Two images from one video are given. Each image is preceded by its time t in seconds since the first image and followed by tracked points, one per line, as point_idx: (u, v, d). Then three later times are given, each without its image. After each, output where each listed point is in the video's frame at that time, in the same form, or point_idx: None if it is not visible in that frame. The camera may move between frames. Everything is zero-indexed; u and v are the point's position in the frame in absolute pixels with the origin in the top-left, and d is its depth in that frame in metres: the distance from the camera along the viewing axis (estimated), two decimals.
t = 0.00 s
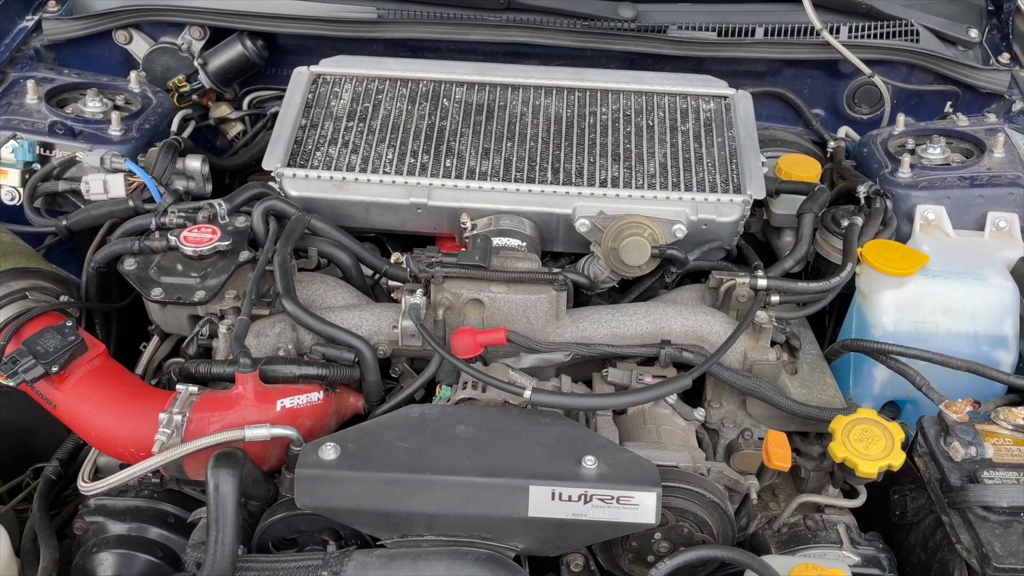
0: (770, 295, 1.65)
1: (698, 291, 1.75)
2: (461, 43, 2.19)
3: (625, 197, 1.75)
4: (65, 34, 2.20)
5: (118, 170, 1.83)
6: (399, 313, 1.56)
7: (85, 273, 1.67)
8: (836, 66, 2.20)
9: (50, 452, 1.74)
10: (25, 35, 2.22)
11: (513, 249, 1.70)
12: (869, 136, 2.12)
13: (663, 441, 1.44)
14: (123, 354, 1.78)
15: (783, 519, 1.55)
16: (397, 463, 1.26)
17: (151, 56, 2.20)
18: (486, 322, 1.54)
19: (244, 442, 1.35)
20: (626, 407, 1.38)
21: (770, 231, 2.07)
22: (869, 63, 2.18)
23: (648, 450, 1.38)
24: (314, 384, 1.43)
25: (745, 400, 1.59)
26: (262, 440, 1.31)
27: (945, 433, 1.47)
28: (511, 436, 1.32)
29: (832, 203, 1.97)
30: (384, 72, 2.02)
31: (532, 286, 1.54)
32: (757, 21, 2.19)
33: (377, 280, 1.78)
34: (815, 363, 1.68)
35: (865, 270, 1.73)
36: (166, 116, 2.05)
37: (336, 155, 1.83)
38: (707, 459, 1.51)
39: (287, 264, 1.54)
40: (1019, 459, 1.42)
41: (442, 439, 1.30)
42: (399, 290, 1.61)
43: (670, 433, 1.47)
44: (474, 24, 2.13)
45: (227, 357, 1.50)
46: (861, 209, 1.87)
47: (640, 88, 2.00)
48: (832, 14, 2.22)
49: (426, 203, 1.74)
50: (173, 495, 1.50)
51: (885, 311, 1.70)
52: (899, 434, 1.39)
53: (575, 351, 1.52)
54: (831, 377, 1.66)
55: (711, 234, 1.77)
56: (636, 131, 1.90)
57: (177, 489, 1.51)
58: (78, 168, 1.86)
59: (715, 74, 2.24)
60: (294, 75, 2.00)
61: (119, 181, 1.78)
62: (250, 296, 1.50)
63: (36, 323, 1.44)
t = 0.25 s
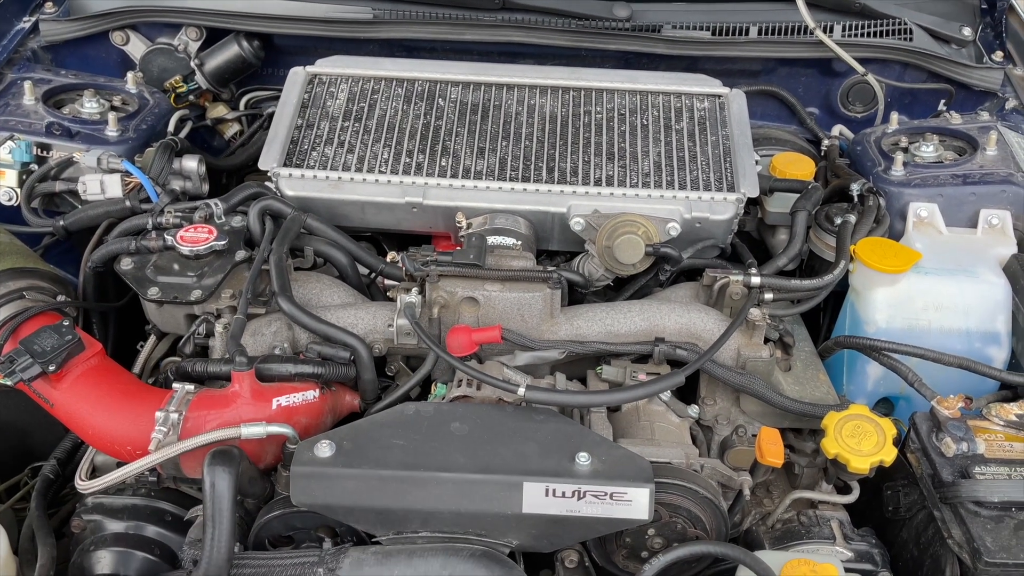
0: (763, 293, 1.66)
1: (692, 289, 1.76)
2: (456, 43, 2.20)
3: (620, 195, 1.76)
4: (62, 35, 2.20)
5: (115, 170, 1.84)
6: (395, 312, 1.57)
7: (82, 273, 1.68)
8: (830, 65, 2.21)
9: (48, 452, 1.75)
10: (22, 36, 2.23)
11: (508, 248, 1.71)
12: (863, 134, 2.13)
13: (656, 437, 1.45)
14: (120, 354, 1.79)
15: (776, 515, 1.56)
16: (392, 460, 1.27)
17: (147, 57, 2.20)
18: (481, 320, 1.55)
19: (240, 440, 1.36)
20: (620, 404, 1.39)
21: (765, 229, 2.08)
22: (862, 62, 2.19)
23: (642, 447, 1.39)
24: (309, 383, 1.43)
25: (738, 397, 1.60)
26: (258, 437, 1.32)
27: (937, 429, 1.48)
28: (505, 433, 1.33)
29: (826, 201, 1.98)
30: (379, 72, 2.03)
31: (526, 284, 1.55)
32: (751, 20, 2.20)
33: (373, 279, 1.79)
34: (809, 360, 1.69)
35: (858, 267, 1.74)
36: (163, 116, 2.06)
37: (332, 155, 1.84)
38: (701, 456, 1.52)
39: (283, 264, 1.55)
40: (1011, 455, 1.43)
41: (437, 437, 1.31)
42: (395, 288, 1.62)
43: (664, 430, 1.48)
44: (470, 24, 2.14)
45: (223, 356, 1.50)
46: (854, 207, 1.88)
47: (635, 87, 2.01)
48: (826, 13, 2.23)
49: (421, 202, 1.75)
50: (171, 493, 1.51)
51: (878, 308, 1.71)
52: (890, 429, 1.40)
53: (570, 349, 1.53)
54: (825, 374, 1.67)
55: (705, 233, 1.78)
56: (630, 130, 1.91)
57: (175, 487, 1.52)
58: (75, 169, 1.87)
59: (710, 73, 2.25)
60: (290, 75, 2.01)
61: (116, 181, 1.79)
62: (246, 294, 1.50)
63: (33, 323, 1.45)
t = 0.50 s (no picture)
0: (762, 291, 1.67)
1: (691, 287, 1.76)
2: (455, 43, 2.20)
3: (619, 194, 1.77)
4: (62, 37, 2.21)
5: (116, 171, 1.85)
6: (395, 311, 1.57)
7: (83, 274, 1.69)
8: (828, 64, 2.22)
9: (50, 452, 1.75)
10: (22, 38, 2.24)
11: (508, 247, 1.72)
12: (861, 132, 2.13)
13: (656, 435, 1.46)
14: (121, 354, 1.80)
15: (776, 512, 1.57)
16: (393, 459, 1.28)
17: (147, 58, 2.20)
18: (481, 319, 1.56)
19: (242, 439, 1.36)
20: (619, 402, 1.39)
21: (764, 228, 2.08)
22: (860, 60, 2.20)
23: (642, 444, 1.40)
24: (310, 382, 1.44)
25: (738, 395, 1.61)
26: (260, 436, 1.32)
27: (936, 426, 1.49)
28: (506, 431, 1.33)
29: (824, 199, 1.99)
30: (379, 73, 2.03)
31: (526, 283, 1.56)
32: (749, 19, 2.21)
33: (373, 278, 1.80)
34: (808, 357, 1.70)
35: (856, 265, 1.74)
36: (164, 117, 2.07)
37: (332, 155, 1.84)
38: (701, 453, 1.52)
39: (284, 263, 1.56)
40: (1008, 451, 1.44)
41: (437, 435, 1.32)
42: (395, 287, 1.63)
43: (664, 428, 1.48)
44: (468, 24, 2.15)
45: (225, 355, 1.51)
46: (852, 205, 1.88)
47: (633, 86, 2.02)
48: (823, 12, 2.24)
49: (421, 202, 1.76)
50: (173, 493, 1.51)
51: (876, 306, 1.72)
52: (889, 426, 1.41)
53: (569, 347, 1.54)
54: (823, 371, 1.68)
55: (704, 231, 1.79)
56: (629, 129, 1.92)
57: (176, 486, 1.52)
58: (76, 169, 1.88)
59: (708, 72, 2.25)
60: (290, 75, 2.01)
61: (116, 182, 1.80)
62: (246, 294, 1.51)
63: (35, 323, 1.46)
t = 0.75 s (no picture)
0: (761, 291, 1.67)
1: (690, 287, 1.77)
2: (455, 44, 2.20)
3: (618, 195, 1.77)
4: (62, 39, 2.22)
5: (115, 173, 1.85)
6: (395, 312, 1.58)
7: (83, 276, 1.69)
8: (827, 64, 2.22)
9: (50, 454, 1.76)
10: (22, 40, 2.24)
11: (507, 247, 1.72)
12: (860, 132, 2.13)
13: (656, 435, 1.46)
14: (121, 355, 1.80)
15: (776, 511, 1.57)
16: (393, 460, 1.28)
17: (147, 60, 2.20)
18: (480, 320, 1.56)
19: (242, 440, 1.36)
20: (619, 403, 1.39)
21: (763, 228, 2.09)
22: (859, 60, 2.20)
23: (642, 444, 1.40)
24: (310, 383, 1.45)
25: (737, 395, 1.61)
26: (260, 438, 1.32)
27: (936, 425, 1.49)
28: (506, 432, 1.33)
29: (823, 199, 1.99)
30: (378, 74, 2.04)
31: (526, 284, 1.56)
32: (748, 20, 2.21)
33: (373, 280, 1.80)
34: (807, 357, 1.70)
35: (855, 265, 1.74)
36: (163, 119, 2.07)
37: (331, 156, 1.85)
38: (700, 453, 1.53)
39: (284, 265, 1.56)
40: (1008, 450, 1.44)
41: (437, 436, 1.32)
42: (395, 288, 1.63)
43: (663, 428, 1.48)
44: (467, 26, 2.15)
45: (225, 356, 1.51)
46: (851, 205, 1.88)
47: (632, 87, 2.02)
48: (821, 11, 2.24)
49: (421, 203, 1.76)
50: (173, 494, 1.51)
51: (875, 306, 1.72)
52: (888, 426, 1.41)
53: (569, 348, 1.54)
54: (823, 371, 1.68)
55: (703, 232, 1.79)
56: (628, 130, 1.92)
57: (176, 488, 1.53)
58: (76, 172, 1.88)
59: (707, 72, 2.26)
60: (289, 77, 2.02)
61: (116, 184, 1.79)
62: (246, 296, 1.51)
63: (35, 325, 1.46)
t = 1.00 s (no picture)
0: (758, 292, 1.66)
1: (687, 288, 1.77)
2: (451, 45, 2.20)
3: (615, 195, 1.77)
4: (60, 41, 2.22)
5: (112, 176, 1.84)
6: (391, 314, 1.58)
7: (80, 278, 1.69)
8: (824, 64, 2.22)
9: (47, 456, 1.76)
10: (19, 42, 2.24)
11: (504, 249, 1.72)
12: (858, 132, 2.13)
13: (652, 436, 1.46)
14: (118, 358, 1.80)
15: (773, 512, 1.57)
16: (389, 461, 1.28)
17: (144, 62, 2.21)
18: (477, 322, 1.56)
19: (238, 442, 1.36)
20: (615, 404, 1.39)
21: (760, 228, 2.09)
22: (856, 60, 2.20)
23: (637, 445, 1.40)
24: (306, 385, 1.45)
25: (734, 395, 1.61)
26: (256, 440, 1.32)
27: (932, 425, 1.49)
28: (501, 434, 1.33)
29: (820, 199, 1.99)
30: (375, 75, 2.04)
31: (522, 285, 1.56)
32: (745, 20, 2.21)
33: (370, 281, 1.80)
34: (803, 358, 1.70)
35: (852, 265, 1.75)
36: (160, 121, 2.07)
37: (328, 158, 1.85)
38: (696, 455, 1.52)
39: (280, 266, 1.56)
40: (1005, 451, 1.44)
41: (433, 437, 1.32)
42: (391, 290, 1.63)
43: (660, 429, 1.48)
44: (464, 27, 2.15)
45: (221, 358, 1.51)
46: (848, 205, 1.88)
47: (629, 87, 2.02)
48: (818, 12, 2.23)
49: (417, 204, 1.76)
50: (170, 496, 1.51)
51: (872, 306, 1.72)
52: (885, 427, 1.41)
53: (565, 349, 1.54)
54: (820, 372, 1.68)
55: (700, 232, 1.79)
56: (625, 131, 1.92)
57: (172, 489, 1.53)
58: (73, 174, 1.88)
59: (704, 73, 2.25)
60: (286, 79, 2.02)
61: (113, 186, 1.80)
62: (243, 298, 1.51)
63: (31, 328, 1.46)
